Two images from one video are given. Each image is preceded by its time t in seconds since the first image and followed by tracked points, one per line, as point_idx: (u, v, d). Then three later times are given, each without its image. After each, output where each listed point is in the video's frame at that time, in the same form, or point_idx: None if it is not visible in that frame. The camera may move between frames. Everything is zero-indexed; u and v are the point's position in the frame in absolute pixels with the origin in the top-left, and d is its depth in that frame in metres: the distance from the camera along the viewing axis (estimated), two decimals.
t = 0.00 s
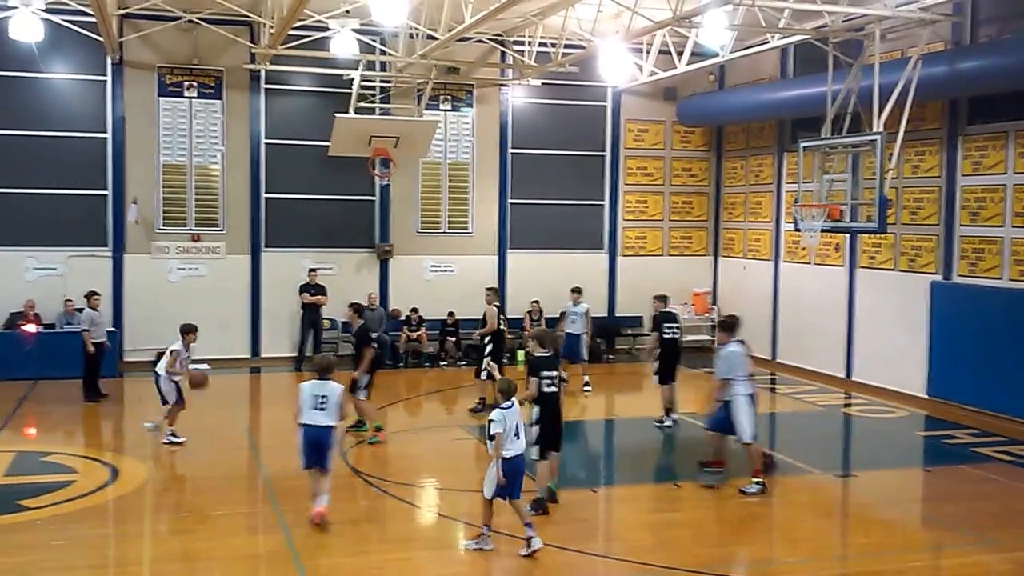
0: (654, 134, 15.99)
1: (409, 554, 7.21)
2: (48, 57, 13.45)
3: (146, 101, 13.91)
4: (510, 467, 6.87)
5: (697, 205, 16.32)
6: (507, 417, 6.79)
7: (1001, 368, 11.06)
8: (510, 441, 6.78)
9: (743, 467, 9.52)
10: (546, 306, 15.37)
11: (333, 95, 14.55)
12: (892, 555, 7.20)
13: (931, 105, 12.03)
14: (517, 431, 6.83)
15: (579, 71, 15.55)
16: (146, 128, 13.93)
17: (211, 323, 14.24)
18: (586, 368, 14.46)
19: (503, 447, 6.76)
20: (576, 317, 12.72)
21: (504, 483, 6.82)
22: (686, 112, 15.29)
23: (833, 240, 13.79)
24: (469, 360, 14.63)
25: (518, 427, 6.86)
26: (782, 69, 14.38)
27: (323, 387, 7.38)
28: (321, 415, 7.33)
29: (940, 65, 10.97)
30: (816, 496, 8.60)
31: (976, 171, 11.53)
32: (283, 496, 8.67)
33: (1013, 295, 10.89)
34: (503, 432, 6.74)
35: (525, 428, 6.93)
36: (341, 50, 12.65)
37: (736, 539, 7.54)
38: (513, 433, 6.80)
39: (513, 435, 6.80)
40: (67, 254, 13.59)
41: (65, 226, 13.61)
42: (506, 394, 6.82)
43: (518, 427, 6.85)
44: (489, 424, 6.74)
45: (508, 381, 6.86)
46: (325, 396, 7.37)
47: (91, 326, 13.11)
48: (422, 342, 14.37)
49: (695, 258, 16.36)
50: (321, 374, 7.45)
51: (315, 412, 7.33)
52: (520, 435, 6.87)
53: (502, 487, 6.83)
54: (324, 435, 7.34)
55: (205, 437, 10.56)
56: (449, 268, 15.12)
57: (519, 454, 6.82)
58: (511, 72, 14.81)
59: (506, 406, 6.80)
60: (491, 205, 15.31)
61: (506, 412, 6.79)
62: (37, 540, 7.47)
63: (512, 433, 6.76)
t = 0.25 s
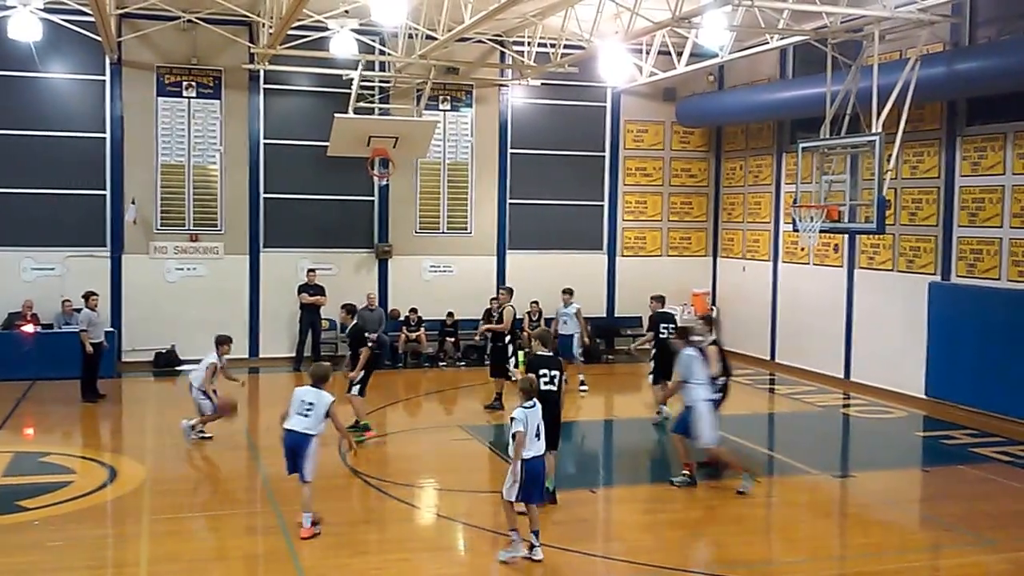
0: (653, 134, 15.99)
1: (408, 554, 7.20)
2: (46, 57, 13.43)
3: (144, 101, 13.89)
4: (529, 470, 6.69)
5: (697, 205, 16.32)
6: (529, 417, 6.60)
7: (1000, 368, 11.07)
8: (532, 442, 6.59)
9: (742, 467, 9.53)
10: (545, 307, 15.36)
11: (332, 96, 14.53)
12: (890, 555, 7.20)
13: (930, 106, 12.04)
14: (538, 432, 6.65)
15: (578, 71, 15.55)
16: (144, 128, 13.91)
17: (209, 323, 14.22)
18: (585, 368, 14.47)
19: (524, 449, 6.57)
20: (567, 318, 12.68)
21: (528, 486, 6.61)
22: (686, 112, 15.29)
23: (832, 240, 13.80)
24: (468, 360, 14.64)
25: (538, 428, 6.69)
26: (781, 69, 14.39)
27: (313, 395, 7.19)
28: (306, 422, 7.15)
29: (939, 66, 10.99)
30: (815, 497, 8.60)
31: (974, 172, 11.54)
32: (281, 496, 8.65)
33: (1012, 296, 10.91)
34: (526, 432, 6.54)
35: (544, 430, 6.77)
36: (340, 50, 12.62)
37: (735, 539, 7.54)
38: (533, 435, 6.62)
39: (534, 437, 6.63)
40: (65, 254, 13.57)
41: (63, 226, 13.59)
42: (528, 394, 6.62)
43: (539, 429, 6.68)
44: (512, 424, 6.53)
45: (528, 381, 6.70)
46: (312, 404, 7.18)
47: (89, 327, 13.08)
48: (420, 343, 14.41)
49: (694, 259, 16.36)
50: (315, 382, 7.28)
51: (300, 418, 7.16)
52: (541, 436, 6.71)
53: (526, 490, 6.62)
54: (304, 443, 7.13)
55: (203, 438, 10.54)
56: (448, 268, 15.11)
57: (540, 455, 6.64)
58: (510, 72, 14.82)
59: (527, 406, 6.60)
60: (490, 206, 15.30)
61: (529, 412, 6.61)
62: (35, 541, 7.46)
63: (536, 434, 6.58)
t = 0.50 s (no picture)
0: (653, 135, 15.99)
1: (407, 554, 7.20)
2: (44, 56, 13.40)
3: (143, 101, 13.87)
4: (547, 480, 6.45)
5: (696, 206, 16.32)
6: (544, 425, 6.37)
7: (998, 369, 11.08)
8: (547, 450, 6.35)
9: (741, 467, 9.53)
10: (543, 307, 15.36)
11: (331, 96, 14.52)
12: (889, 555, 7.21)
13: (929, 107, 12.05)
14: (555, 440, 6.41)
15: (578, 72, 15.55)
16: (143, 128, 13.89)
17: (208, 324, 14.20)
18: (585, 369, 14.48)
19: (538, 457, 6.35)
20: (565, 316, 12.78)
21: (543, 496, 6.35)
22: (685, 113, 15.29)
23: (831, 241, 13.81)
24: (467, 360, 14.65)
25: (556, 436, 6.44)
26: (780, 70, 14.41)
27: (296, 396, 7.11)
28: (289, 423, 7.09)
29: (937, 67, 10.99)
30: (814, 497, 8.60)
31: (973, 173, 11.56)
32: (281, 497, 8.64)
33: (1011, 296, 10.92)
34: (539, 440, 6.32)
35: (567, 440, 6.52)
36: (340, 50, 12.60)
37: (735, 539, 7.54)
38: (549, 443, 6.38)
39: (550, 446, 6.39)
40: (63, 254, 13.55)
41: (61, 226, 13.57)
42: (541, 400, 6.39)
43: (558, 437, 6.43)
44: (524, 431, 6.35)
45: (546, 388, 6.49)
46: (296, 405, 7.11)
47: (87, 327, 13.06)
48: (420, 343, 14.46)
49: (694, 259, 16.37)
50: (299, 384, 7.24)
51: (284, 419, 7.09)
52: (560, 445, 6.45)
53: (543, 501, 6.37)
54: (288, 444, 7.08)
55: (202, 438, 10.53)
56: (447, 268, 15.11)
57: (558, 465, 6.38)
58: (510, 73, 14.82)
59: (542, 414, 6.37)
60: (489, 206, 15.30)
61: (544, 419, 6.39)
62: (33, 541, 7.44)
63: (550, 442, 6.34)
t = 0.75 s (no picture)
0: (652, 135, 16.00)
1: (406, 555, 7.19)
2: (42, 56, 13.37)
3: (141, 101, 13.84)
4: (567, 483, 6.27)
5: (696, 206, 16.32)
6: (558, 426, 6.26)
7: (998, 369, 11.09)
8: (561, 452, 6.21)
9: (740, 467, 9.55)
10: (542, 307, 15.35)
11: (331, 96, 14.51)
12: (888, 555, 7.22)
13: (928, 107, 12.07)
14: (572, 442, 6.26)
15: (577, 72, 15.56)
16: (141, 128, 13.87)
17: (207, 324, 14.18)
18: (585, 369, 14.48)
19: (551, 456, 6.22)
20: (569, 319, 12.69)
21: (559, 500, 6.18)
22: (685, 113, 15.29)
23: (830, 241, 13.82)
24: (466, 360, 14.64)
25: (574, 439, 6.29)
26: (779, 71, 14.43)
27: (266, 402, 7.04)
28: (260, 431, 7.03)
29: (936, 67, 11.01)
30: (813, 497, 8.60)
31: (972, 174, 11.57)
32: (279, 497, 8.63)
33: (1010, 297, 10.93)
34: (552, 441, 6.21)
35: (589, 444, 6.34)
36: (339, 50, 12.58)
37: (733, 540, 7.54)
38: (565, 443, 6.23)
39: (565, 447, 6.23)
40: (61, 255, 13.52)
41: (59, 226, 13.54)
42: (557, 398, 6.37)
43: (576, 440, 6.27)
44: (538, 432, 6.27)
45: (564, 389, 6.40)
46: (267, 412, 7.04)
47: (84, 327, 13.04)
48: (420, 343, 14.52)
49: (693, 260, 16.37)
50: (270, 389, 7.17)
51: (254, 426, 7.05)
52: (579, 448, 6.28)
53: (561, 505, 6.20)
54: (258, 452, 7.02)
55: (201, 438, 10.51)
56: (447, 269, 15.10)
57: (574, 467, 6.20)
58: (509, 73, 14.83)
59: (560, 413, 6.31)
60: (489, 206, 15.29)
61: (558, 421, 6.28)
62: (32, 542, 7.42)
63: (564, 443, 6.20)
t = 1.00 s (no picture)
0: (652, 136, 16.00)
1: (406, 556, 7.18)
2: (41, 56, 13.35)
3: (140, 101, 13.82)
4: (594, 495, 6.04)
5: (695, 207, 16.33)
6: (586, 437, 6.02)
7: (996, 370, 11.10)
8: (584, 464, 5.97)
9: (739, 467, 9.55)
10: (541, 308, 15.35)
11: (330, 96, 14.49)
12: (887, 556, 7.22)
13: (927, 108, 12.09)
14: (598, 456, 5.98)
15: (576, 73, 15.56)
16: (140, 128, 13.84)
17: (207, 324, 14.17)
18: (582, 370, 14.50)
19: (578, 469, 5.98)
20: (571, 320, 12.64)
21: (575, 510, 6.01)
22: (684, 114, 15.30)
23: (829, 242, 13.84)
24: (465, 361, 14.64)
25: (604, 452, 5.99)
26: (779, 72, 14.45)
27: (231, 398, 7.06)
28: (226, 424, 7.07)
29: (935, 68, 11.02)
30: (813, 498, 8.61)
31: (971, 174, 11.58)
32: (279, 498, 8.62)
33: (1009, 298, 10.94)
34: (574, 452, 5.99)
35: (623, 460, 6.00)
36: (338, 50, 12.57)
37: (732, 540, 7.54)
38: (592, 457, 5.97)
39: (593, 460, 5.97)
40: (60, 255, 13.50)
41: (57, 226, 13.52)
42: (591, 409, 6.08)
43: (605, 453, 5.98)
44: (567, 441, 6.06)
45: (597, 400, 6.11)
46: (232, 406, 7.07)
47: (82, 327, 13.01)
48: (419, 343, 14.45)
49: (693, 261, 16.38)
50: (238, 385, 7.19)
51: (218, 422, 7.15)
52: (608, 462, 5.98)
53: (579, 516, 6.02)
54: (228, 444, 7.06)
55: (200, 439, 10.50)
56: (446, 269, 15.10)
57: (597, 482, 5.94)
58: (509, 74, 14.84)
59: (590, 424, 6.05)
60: (488, 206, 15.29)
61: (588, 431, 6.03)
62: (31, 542, 7.41)
63: (588, 456, 5.95)
